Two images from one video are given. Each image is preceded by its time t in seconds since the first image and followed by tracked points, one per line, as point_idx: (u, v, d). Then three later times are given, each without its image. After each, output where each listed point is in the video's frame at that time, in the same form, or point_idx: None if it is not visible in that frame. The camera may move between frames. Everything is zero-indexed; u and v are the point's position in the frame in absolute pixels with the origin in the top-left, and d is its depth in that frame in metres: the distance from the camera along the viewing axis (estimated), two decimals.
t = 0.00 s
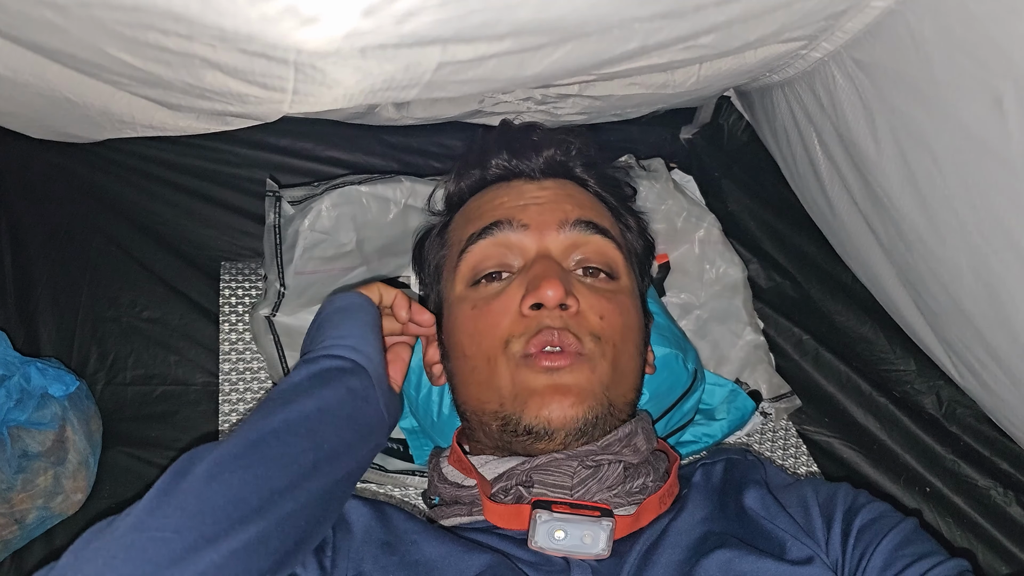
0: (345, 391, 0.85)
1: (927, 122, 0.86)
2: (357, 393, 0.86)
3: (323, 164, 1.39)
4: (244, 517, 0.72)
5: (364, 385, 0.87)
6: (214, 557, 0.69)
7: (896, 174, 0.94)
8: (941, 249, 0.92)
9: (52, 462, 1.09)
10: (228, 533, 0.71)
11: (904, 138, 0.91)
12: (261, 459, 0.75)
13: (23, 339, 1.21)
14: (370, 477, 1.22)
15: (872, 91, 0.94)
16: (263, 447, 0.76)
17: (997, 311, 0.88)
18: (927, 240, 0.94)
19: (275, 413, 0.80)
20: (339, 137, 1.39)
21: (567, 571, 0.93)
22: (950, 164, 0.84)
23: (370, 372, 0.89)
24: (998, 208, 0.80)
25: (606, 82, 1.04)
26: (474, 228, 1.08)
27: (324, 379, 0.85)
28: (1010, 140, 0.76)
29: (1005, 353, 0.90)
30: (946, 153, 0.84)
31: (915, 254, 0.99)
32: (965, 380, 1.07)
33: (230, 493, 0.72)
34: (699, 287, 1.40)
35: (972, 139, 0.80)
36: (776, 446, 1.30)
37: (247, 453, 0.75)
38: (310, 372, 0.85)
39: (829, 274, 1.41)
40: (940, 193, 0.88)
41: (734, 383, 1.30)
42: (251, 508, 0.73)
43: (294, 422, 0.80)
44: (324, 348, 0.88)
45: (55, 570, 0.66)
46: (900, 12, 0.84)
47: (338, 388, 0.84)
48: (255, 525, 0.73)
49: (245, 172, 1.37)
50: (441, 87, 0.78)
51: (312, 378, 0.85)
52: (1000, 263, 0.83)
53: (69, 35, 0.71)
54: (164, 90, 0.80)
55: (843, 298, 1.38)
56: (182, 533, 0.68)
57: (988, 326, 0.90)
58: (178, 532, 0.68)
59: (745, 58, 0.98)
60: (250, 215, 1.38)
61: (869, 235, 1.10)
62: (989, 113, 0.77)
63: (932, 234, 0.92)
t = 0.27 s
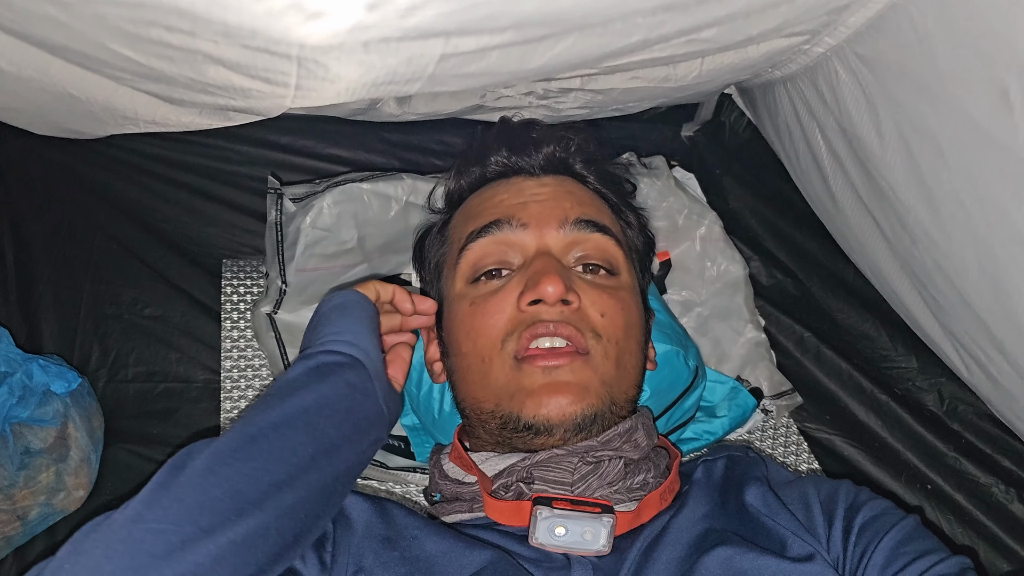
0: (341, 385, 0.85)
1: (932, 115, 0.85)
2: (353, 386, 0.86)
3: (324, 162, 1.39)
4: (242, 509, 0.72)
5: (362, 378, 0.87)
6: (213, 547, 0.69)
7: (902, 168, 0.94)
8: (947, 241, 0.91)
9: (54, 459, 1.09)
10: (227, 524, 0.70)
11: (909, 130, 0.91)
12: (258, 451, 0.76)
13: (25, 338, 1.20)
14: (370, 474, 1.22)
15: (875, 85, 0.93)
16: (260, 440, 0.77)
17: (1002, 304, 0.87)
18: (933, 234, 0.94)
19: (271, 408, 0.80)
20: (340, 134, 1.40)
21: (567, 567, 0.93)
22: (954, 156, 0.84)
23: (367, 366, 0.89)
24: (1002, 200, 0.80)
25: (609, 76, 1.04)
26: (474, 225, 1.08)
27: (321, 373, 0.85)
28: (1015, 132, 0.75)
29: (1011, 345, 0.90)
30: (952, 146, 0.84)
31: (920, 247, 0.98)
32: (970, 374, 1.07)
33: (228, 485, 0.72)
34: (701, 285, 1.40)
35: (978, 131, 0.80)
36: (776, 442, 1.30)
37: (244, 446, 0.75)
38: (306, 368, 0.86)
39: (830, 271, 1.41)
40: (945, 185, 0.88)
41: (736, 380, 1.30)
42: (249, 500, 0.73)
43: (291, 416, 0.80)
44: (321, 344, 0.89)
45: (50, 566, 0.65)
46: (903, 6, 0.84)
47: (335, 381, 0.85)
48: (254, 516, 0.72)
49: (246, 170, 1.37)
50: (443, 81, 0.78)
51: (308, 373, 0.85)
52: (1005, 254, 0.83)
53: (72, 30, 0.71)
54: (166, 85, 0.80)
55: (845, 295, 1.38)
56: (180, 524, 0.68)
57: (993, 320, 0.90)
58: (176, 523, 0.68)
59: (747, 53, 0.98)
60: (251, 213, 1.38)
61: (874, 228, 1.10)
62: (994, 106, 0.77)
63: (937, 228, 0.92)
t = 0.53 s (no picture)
0: (337, 381, 0.85)
1: (930, 107, 0.86)
2: (349, 383, 0.85)
3: (325, 160, 1.40)
4: (236, 503, 0.73)
5: (358, 376, 0.87)
6: (206, 541, 0.70)
7: (901, 160, 0.95)
8: (944, 233, 0.92)
9: (56, 454, 1.10)
10: (220, 518, 0.72)
11: (908, 122, 0.91)
12: (253, 446, 0.76)
13: (27, 333, 1.21)
14: (368, 469, 1.23)
15: (875, 78, 0.94)
16: (255, 435, 0.77)
17: (1000, 296, 0.88)
18: (932, 227, 0.94)
19: (267, 403, 0.80)
20: (341, 132, 1.40)
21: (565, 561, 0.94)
22: (953, 148, 0.85)
23: (364, 364, 0.88)
24: (1000, 192, 0.81)
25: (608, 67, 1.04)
26: (473, 221, 1.08)
27: (317, 370, 0.85)
28: (1011, 123, 0.76)
29: (1008, 336, 0.90)
30: (950, 138, 0.85)
31: (920, 240, 0.99)
32: (970, 366, 1.07)
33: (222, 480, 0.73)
34: (700, 282, 1.41)
35: (975, 122, 0.80)
36: (775, 439, 1.31)
37: (239, 441, 0.76)
38: (303, 364, 0.86)
39: (829, 268, 1.41)
40: (944, 178, 0.88)
41: (734, 376, 1.31)
42: (243, 495, 0.74)
43: (285, 412, 0.80)
44: (318, 341, 0.89)
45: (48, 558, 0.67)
46: None
47: (330, 378, 0.84)
48: (247, 511, 0.73)
49: (248, 168, 1.38)
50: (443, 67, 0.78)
51: (305, 369, 0.85)
52: (1002, 246, 0.83)
53: (74, 17, 0.71)
54: (170, 77, 0.81)
55: (843, 293, 1.39)
56: (174, 519, 0.70)
57: (991, 311, 0.91)
58: (170, 517, 0.70)
59: (746, 45, 0.99)
60: (252, 211, 1.39)
61: (875, 221, 1.11)
62: (991, 97, 0.77)
63: (936, 221, 0.93)
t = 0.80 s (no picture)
0: (331, 385, 0.85)
1: (928, 110, 0.86)
2: (344, 386, 0.85)
3: (323, 163, 1.40)
4: (227, 505, 0.73)
5: (352, 380, 0.87)
6: (196, 543, 0.70)
7: (900, 163, 0.94)
8: (944, 237, 0.92)
9: (52, 458, 1.10)
10: (211, 520, 0.71)
11: (905, 126, 0.91)
12: (245, 448, 0.76)
13: (23, 337, 1.21)
14: (369, 473, 1.24)
15: (872, 81, 0.94)
16: (247, 437, 0.77)
17: (1000, 299, 0.87)
18: (931, 230, 0.94)
19: (261, 405, 0.80)
20: (338, 135, 1.40)
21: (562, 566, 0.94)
22: (951, 151, 0.84)
23: (358, 369, 0.88)
24: (999, 196, 0.80)
25: (605, 70, 1.03)
26: (470, 225, 1.08)
27: (311, 373, 0.85)
28: (1009, 127, 0.75)
29: (1007, 340, 0.90)
30: (948, 141, 0.84)
31: (921, 243, 0.98)
32: (971, 371, 1.06)
33: (213, 482, 0.73)
34: (698, 285, 1.40)
35: (973, 125, 0.80)
36: (773, 442, 1.30)
37: (231, 443, 0.76)
38: (298, 367, 0.85)
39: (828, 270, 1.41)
40: (943, 181, 0.88)
41: (732, 380, 1.31)
42: (234, 497, 0.73)
43: (279, 414, 0.80)
44: (313, 344, 0.89)
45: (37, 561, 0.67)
46: (897, 2, 0.84)
47: (324, 381, 0.84)
48: (237, 513, 0.73)
49: (245, 171, 1.38)
50: (436, 77, 0.78)
51: (299, 372, 0.85)
52: (1001, 249, 0.83)
53: (64, 29, 0.71)
54: (162, 84, 0.81)
55: (842, 295, 1.38)
56: (165, 520, 0.69)
57: (991, 315, 0.90)
58: (161, 519, 0.69)
59: (743, 48, 0.98)
60: (250, 214, 1.39)
61: (875, 224, 1.10)
62: (989, 101, 0.77)
63: (936, 224, 0.92)
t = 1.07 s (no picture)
0: (330, 385, 0.85)
1: (924, 117, 0.85)
2: (342, 386, 0.86)
3: (321, 165, 1.40)
4: (224, 506, 0.73)
5: (351, 380, 0.87)
6: (193, 544, 0.69)
7: (897, 170, 0.94)
8: (943, 242, 0.91)
9: (49, 461, 1.10)
10: (207, 521, 0.71)
11: (901, 132, 0.91)
12: (243, 449, 0.76)
13: (21, 340, 1.21)
14: (365, 477, 1.23)
15: (868, 87, 0.93)
16: (245, 438, 0.76)
17: (999, 306, 0.87)
18: (930, 236, 0.94)
19: (259, 407, 0.80)
20: (336, 137, 1.40)
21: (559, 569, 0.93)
22: (948, 158, 0.84)
23: (357, 368, 0.88)
24: (996, 204, 0.80)
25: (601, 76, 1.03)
26: (466, 230, 1.08)
27: (310, 374, 0.85)
28: (1005, 135, 0.75)
29: (1005, 345, 0.90)
30: (945, 148, 0.84)
31: (920, 248, 0.98)
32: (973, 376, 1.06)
33: (211, 483, 0.73)
34: (697, 287, 1.40)
35: (969, 133, 0.79)
36: (771, 445, 1.30)
37: (229, 444, 0.75)
38: (295, 368, 0.85)
39: (827, 272, 1.40)
40: (940, 188, 0.87)
41: (730, 382, 1.31)
42: (231, 497, 0.73)
43: (278, 415, 0.80)
44: (311, 346, 0.88)
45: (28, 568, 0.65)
46: (891, 10, 0.83)
47: (323, 381, 0.84)
48: (234, 514, 0.73)
49: (243, 173, 1.37)
50: (429, 89, 0.78)
51: (297, 374, 0.84)
52: (1000, 256, 0.83)
53: (57, 45, 0.71)
54: (156, 95, 0.80)
55: (840, 297, 1.38)
56: (161, 521, 0.69)
57: (990, 321, 0.90)
58: (158, 520, 0.69)
59: (739, 55, 0.98)
60: (248, 215, 1.38)
61: (874, 228, 1.10)
62: (984, 109, 0.76)
63: (934, 230, 0.92)
